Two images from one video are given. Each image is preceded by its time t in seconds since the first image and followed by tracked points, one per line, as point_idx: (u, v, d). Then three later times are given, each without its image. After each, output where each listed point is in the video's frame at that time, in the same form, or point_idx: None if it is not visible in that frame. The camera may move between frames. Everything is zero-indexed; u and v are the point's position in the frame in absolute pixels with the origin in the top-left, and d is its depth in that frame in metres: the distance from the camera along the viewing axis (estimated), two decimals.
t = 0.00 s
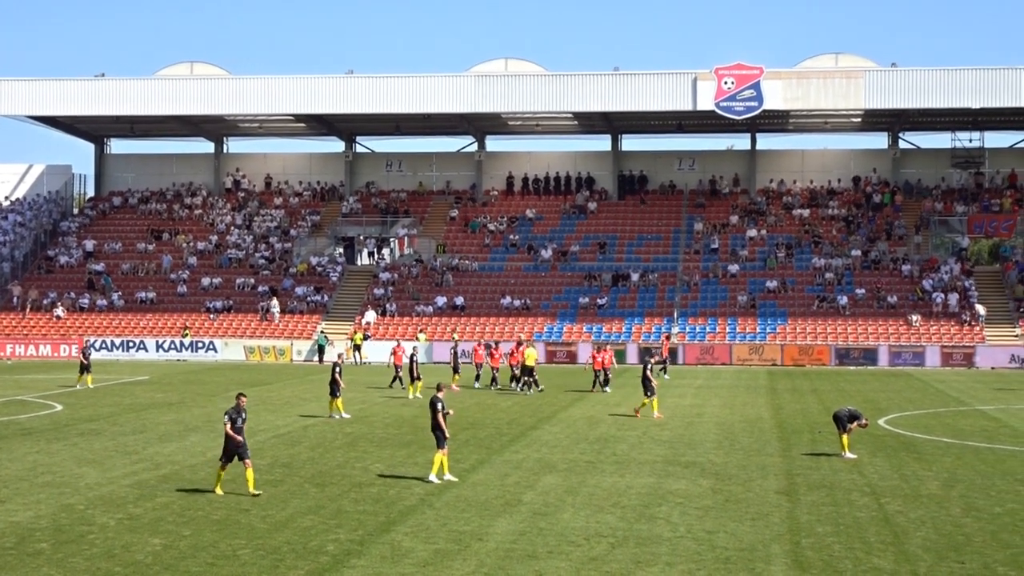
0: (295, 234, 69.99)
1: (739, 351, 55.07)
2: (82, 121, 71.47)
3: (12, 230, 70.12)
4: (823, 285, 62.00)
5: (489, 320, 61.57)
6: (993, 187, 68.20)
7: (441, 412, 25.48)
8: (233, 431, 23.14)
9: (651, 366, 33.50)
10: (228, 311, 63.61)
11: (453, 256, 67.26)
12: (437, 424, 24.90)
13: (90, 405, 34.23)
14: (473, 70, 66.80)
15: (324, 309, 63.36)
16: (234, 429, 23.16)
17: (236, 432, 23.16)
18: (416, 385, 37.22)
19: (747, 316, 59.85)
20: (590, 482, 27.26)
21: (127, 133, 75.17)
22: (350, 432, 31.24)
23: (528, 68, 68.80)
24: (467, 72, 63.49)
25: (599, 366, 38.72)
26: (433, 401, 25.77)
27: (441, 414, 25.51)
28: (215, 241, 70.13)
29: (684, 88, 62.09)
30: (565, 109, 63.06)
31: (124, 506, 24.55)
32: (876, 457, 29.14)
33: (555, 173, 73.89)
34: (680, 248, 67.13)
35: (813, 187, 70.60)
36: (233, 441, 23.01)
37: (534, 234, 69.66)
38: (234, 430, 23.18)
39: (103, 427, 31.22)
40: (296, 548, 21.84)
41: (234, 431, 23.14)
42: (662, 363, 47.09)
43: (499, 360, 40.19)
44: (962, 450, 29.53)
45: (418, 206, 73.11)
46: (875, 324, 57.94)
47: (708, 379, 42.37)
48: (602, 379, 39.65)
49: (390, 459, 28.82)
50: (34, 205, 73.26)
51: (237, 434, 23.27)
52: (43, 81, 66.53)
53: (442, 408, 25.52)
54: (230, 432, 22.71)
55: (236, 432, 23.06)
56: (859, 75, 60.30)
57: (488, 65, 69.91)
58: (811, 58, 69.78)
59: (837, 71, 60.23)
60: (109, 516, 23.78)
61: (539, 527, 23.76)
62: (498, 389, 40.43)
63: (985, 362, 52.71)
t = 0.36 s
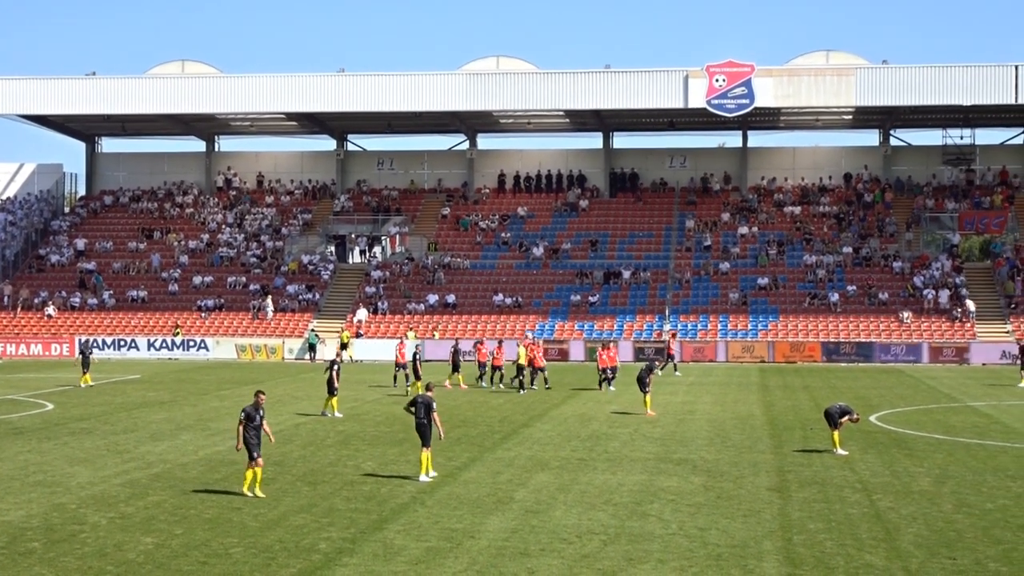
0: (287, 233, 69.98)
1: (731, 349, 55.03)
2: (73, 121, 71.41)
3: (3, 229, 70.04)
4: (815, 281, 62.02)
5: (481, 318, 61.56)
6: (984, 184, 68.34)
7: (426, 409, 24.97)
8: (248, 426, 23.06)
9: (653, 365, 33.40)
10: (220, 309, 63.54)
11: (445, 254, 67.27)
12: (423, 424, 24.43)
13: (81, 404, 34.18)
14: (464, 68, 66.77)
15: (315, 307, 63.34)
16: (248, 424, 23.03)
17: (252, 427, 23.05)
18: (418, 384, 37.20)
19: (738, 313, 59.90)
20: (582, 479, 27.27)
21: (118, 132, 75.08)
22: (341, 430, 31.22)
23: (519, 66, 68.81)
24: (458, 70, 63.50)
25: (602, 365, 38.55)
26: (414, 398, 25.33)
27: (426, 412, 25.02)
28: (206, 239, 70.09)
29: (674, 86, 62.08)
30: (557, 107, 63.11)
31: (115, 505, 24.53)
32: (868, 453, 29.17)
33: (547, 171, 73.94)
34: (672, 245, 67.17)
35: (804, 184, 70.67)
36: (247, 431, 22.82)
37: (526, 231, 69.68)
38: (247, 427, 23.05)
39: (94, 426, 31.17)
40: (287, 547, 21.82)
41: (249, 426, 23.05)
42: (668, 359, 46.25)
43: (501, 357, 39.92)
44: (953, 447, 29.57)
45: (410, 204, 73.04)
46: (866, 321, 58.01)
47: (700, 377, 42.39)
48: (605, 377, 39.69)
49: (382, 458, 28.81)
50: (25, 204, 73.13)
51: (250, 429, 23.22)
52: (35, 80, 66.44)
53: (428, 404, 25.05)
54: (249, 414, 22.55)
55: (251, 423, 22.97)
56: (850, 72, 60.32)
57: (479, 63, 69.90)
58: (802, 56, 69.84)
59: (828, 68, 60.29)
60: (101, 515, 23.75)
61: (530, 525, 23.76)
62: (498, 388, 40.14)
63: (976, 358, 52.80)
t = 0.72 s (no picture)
0: (281, 231, 69.95)
1: (726, 346, 54.96)
2: (67, 120, 71.34)
3: None
4: (809, 279, 62.06)
5: (476, 316, 61.55)
6: (977, 181, 68.42)
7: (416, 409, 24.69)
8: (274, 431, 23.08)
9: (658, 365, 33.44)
10: (214, 309, 63.52)
11: (439, 252, 67.25)
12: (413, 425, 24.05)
13: (75, 403, 34.13)
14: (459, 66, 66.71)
15: (310, 305, 63.31)
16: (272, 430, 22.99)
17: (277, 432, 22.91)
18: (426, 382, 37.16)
19: (732, 311, 59.97)
20: (577, 477, 27.28)
21: (111, 131, 75.03)
22: (336, 429, 31.21)
23: (513, 64, 68.79)
24: (452, 68, 63.47)
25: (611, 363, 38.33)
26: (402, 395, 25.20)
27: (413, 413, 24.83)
28: (200, 238, 70.05)
29: (668, 83, 62.07)
30: (550, 105, 63.10)
31: (110, 505, 24.51)
32: (862, 450, 29.19)
33: (541, 169, 73.92)
34: (666, 243, 67.17)
35: (798, 181, 70.66)
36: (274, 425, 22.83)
37: (521, 229, 69.68)
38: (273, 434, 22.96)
39: (89, 425, 31.13)
40: (283, 545, 21.83)
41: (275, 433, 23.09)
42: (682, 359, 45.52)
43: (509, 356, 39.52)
44: (948, 444, 29.58)
45: (404, 202, 73.01)
46: (861, 318, 58.07)
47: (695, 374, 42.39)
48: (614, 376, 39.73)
49: (377, 456, 28.80)
50: (18, 203, 73.05)
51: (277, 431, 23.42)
52: (29, 79, 66.40)
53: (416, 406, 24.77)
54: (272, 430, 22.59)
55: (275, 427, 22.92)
56: (844, 69, 60.40)
57: (473, 61, 69.86)
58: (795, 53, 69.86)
59: (822, 66, 60.32)
60: (96, 515, 23.74)
61: (526, 523, 23.77)
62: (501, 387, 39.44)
63: (970, 355, 52.88)
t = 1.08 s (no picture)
0: (276, 230, 69.94)
1: (722, 344, 54.98)
2: (60, 118, 71.26)
3: None
4: (804, 276, 62.14)
5: (471, 314, 61.56)
6: (971, 178, 68.55)
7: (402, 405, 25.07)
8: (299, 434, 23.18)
9: (655, 364, 33.49)
10: (209, 307, 63.45)
11: (434, 251, 67.25)
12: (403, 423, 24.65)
13: (70, 403, 34.10)
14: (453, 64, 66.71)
15: (305, 304, 63.26)
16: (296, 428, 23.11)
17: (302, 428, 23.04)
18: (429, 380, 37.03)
19: (728, 308, 60.02)
20: (572, 475, 27.29)
21: (105, 130, 74.99)
22: (332, 427, 31.20)
23: (508, 62, 68.79)
24: (446, 66, 63.46)
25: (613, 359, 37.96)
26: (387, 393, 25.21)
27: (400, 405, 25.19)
28: (195, 236, 69.98)
29: (663, 81, 62.09)
30: (546, 103, 63.11)
31: (106, 504, 24.51)
32: (858, 447, 29.22)
33: (535, 167, 73.96)
34: (661, 241, 67.21)
35: (793, 178, 70.74)
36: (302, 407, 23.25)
37: (516, 227, 69.69)
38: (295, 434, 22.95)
39: (84, 424, 31.11)
40: (279, 544, 21.83)
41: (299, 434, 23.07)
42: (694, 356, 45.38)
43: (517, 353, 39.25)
44: (943, 440, 29.62)
45: (399, 200, 73.05)
46: (856, 315, 58.14)
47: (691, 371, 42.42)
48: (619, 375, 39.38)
49: (372, 455, 28.79)
50: (12, 203, 72.96)
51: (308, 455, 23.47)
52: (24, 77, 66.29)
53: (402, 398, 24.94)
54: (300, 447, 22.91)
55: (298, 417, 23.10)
56: (838, 66, 60.45)
57: (467, 59, 69.85)
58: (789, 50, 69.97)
59: (816, 63, 60.39)
60: (91, 514, 23.73)
61: (521, 521, 23.78)
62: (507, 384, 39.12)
63: (965, 352, 52.96)
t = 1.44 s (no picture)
0: (268, 228, 69.90)
1: (714, 341, 55.00)
2: (53, 117, 71.15)
3: None
4: (797, 273, 62.17)
5: (464, 311, 61.53)
6: (964, 176, 68.66)
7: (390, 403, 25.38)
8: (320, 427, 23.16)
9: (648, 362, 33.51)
10: (201, 306, 63.38)
11: (427, 249, 67.22)
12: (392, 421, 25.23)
13: (62, 401, 34.05)
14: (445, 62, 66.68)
15: (297, 302, 63.21)
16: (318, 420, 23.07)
17: (327, 419, 23.07)
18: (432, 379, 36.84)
19: (720, 305, 60.07)
20: (566, 472, 27.30)
21: (98, 128, 74.91)
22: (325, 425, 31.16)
23: (500, 60, 68.78)
24: (439, 64, 63.44)
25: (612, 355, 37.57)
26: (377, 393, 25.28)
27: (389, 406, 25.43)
28: (188, 235, 69.91)
29: (655, 78, 62.13)
30: (539, 101, 63.12)
31: (98, 502, 24.48)
32: (850, 444, 29.24)
33: (528, 164, 73.93)
34: (654, 238, 67.22)
35: (785, 176, 70.76)
36: (321, 398, 23.48)
37: (508, 225, 69.68)
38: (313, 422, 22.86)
39: (76, 423, 31.07)
40: (272, 542, 21.82)
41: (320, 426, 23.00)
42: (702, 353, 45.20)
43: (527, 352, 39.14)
44: (936, 437, 29.66)
45: (391, 198, 73.02)
46: (849, 312, 58.15)
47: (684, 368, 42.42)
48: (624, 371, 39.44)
49: (365, 453, 28.77)
50: (5, 201, 72.85)
51: (326, 457, 23.32)
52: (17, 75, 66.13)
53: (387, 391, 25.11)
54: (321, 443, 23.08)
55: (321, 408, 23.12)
56: (831, 64, 60.39)
57: (460, 57, 69.80)
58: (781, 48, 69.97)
59: (808, 60, 60.41)
60: (84, 513, 23.70)
61: (514, 518, 23.79)
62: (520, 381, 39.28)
63: (958, 349, 53.01)
